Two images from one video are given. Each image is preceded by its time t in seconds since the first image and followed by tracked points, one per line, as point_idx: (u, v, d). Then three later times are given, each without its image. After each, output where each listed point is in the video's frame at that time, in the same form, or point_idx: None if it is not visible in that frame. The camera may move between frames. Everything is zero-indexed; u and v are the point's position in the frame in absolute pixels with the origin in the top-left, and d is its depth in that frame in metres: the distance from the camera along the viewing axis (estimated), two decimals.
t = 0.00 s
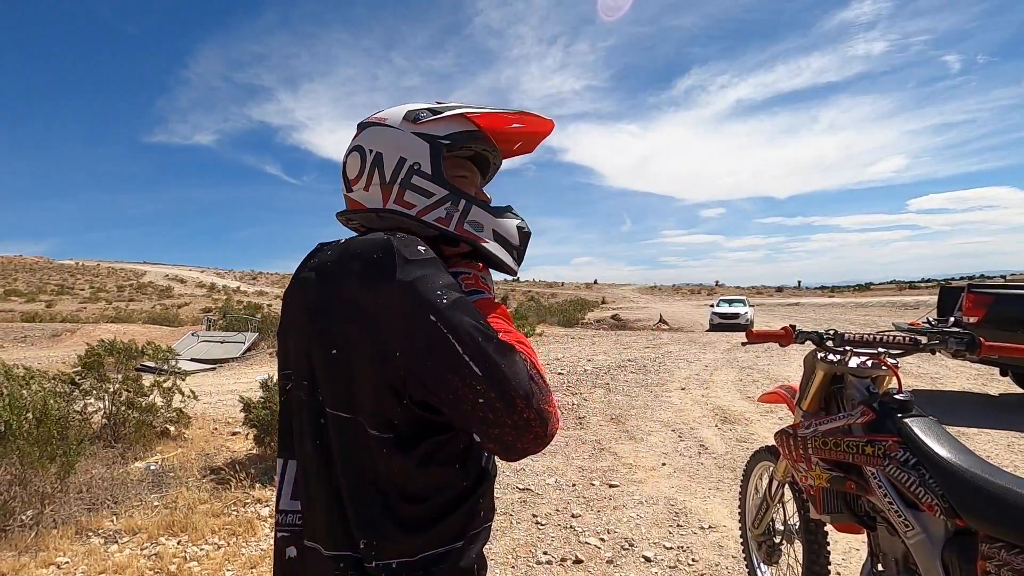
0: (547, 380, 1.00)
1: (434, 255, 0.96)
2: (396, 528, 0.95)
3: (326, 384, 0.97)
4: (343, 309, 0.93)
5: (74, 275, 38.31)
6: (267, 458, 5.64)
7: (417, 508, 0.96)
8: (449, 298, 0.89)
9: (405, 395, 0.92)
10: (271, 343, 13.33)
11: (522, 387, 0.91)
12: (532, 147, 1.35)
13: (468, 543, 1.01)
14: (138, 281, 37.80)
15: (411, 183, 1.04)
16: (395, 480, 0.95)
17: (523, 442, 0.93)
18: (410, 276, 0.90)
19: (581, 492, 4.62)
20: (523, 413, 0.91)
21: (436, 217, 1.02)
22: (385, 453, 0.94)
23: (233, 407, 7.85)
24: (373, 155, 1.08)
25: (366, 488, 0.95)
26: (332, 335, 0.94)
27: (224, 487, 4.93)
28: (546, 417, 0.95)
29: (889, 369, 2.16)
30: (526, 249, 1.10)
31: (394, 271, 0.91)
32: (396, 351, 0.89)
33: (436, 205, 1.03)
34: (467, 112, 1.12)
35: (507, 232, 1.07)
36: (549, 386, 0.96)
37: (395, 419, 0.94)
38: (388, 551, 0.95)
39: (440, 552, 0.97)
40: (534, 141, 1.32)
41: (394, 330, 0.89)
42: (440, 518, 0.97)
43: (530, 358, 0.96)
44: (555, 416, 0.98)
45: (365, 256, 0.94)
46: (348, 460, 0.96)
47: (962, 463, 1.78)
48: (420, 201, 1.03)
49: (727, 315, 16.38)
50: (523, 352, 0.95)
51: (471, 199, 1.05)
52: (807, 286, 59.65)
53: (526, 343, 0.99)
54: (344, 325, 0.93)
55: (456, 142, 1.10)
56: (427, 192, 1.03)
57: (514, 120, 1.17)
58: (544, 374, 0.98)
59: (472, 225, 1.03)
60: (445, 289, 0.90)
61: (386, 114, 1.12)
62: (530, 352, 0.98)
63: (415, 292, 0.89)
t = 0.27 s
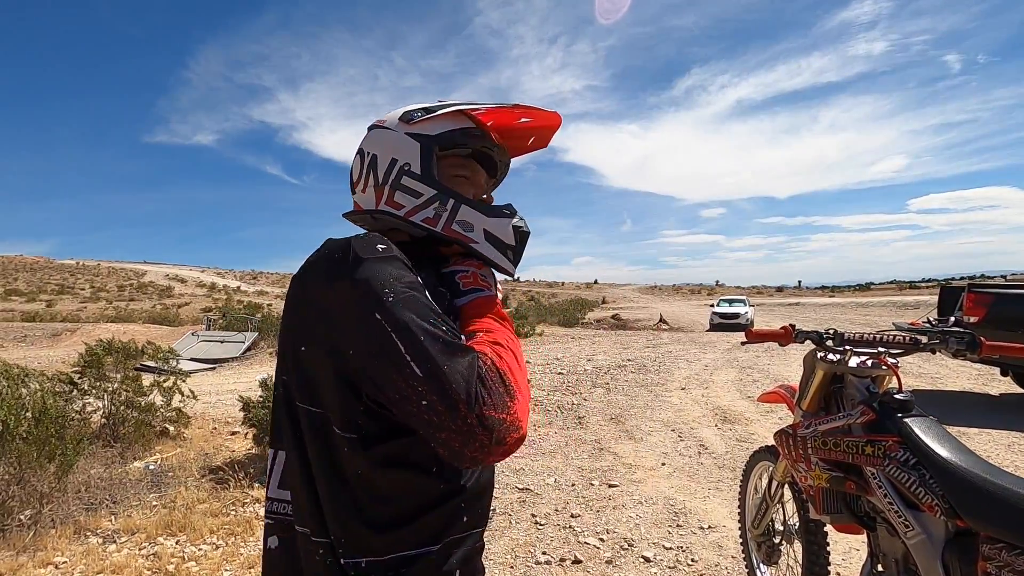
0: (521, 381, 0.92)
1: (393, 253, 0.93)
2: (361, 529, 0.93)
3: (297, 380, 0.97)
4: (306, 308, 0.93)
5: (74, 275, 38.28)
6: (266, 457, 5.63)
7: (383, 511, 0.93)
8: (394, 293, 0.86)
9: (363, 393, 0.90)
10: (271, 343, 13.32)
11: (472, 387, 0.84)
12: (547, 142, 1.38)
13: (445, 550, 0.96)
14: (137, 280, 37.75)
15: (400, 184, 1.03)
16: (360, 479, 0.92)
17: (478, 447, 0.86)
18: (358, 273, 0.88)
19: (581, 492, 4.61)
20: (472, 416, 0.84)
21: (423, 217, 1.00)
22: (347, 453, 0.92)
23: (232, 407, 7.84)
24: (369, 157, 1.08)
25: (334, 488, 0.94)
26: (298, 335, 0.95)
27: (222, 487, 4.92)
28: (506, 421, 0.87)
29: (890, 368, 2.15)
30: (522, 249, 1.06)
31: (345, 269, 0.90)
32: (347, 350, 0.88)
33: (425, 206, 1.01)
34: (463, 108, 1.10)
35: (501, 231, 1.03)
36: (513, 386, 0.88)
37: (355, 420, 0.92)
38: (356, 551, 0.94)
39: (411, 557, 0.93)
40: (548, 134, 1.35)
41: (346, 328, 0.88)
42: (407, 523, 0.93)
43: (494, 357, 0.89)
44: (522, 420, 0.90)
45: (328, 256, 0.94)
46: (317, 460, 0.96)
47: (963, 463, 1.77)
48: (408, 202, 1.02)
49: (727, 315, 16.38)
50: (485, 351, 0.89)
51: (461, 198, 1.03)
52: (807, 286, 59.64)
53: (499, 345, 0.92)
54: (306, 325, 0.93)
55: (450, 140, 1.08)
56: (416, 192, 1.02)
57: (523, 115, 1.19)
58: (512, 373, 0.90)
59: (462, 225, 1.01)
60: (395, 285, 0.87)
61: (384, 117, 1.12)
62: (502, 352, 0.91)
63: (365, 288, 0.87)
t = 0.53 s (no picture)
0: (498, 386, 0.86)
1: (362, 250, 0.91)
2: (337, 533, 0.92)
3: (284, 379, 1.00)
4: (289, 312, 0.96)
5: (73, 274, 38.23)
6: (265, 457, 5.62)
7: (359, 516, 0.91)
8: (354, 293, 0.84)
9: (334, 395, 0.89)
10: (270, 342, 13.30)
11: (428, 390, 0.79)
12: (563, 125, 1.36)
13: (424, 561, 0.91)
14: (137, 280, 37.71)
15: (390, 179, 1.02)
16: (335, 482, 0.92)
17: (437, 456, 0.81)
18: (323, 274, 0.88)
19: (580, 491, 4.60)
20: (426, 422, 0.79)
21: (410, 213, 0.99)
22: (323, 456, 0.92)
23: (231, 407, 7.82)
24: (367, 152, 1.09)
25: (315, 490, 0.95)
26: (284, 338, 0.97)
27: (221, 487, 4.91)
28: (471, 429, 0.81)
29: (889, 367, 2.13)
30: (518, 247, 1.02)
31: (313, 271, 0.90)
32: (317, 352, 0.88)
33: (413, 201, 0.99)
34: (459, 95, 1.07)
35: (493, 227, 0.99)
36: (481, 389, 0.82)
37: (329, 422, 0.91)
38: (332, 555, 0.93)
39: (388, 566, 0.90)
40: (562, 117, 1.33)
41: (316, 330, 0.88)
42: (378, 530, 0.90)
43: (463, 359, 0.83)
44: (493, 429, 0.84)
45: (306, 258, 0.95)
46: (300, 461, 0.97)
47: (962, 463, 1.76)
48: (396, 197, 1.01)
49: (726, 314, 16.37)
50: (453, 353, 0.83)
51: (451, 193, 1.00)
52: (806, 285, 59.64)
53: (477, 347, 0.85)
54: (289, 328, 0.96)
55: (442, 130, 1.05)
56: (404, 187, 1.00)
57: (531, 98, 1.18)
58: (484, 376, 0.84)
59: (449, 222, 0.98)
60: (358, 285, 0.86)
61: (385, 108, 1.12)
62: (476, 353, 0.85)
63: (330, 288, 0.87)
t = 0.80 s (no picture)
0: (493, 406, 0.81)
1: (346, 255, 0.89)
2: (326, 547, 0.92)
3: (277, 386, 0.99)
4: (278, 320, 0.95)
5: (72, 274, 38.17)
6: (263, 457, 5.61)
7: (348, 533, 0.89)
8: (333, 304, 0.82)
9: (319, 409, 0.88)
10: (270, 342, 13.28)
11: (409, 413, 0.76)
12: (575, 101, 1.35)
13: None
14: (136, 279, 37.66)
15: (382, 176, 1.02)
16: (324, 496, 0.91)
17: (420, 486, 0.77)
18: (303, 283, 0.86)
19: (578, 491, 4.60)
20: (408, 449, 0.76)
21: (404, 213, 0.98)
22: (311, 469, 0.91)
23: (230, 406, 7.81)
24: (360, 144, 1.09)
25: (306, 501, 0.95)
26: (274, 347, 0.97)
27: (219, 486, 4.90)
28: (458, 459, 0.77)
29: (886, 367, 2.13)
30: (523, 247, 1.01)
31: (294, 281, 0.88)
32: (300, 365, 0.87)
33: (407, 201, 0.99)
34: (453, 77, 1.04)
35: (496, 229, 0.99)
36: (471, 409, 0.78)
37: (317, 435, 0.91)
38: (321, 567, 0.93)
39: None
40: (575, 92, 1.32)
41: (299, 342, 0.87)
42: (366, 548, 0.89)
43: (451, 377, 0.79)
44: (484, 455, 0.79)
45: (291, 262, 0.94)
46: (293, 472, 0.97)
47: (960, 463, 1.76)
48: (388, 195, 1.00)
49: (726, 314, 16.37)
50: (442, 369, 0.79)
51: (446, 190, 0.99)
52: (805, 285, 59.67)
53: (472, 363, 0.82)
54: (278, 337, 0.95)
55: (436, 118, 1.02)
56: (397, 185, 1.00)
57: (537, 72, 1.19)
58: (475, 394, 0.79)
59: (445, 222, 0.97)
60: (340, 295, 0.84)
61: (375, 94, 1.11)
62: (470, 370, 0.81)
63: (311, 300, 0.85)
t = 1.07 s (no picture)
0: (515, 423, 0.81)
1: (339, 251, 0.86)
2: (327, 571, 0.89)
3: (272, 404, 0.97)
4: (269, 334, 0.92)
5: (70, 273, 38.09)
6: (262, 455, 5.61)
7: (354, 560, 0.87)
8: (328, 314, 0.80)
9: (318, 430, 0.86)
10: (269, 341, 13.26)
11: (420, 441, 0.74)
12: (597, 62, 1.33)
13: None
14: (134, 278, 37.59)
15: (378, 167, 1.02)
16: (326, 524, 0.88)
17: (437, 523, 0.75)
18: (294, 295, 0.84)
19: (577, 490, 4.60)
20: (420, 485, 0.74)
21: (407, 209, 0.98)
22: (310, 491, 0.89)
23: (229, 405, 7.81)
24: (352, 129, 1.09)
25: (307, 525, 0.92)
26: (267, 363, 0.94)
27: (218, 485, 4.90)
28: (482, 493, 0.76)
29: (884, 366, 2.14)
30: (544, 242, 1.00)
31: (284, 292, 0.85)
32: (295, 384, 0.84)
33: (408, 194, 0.98)
34: (452, 46, 1.02)
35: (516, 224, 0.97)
36: (495, 438, 0.77)
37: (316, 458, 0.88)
38: None
39: None
40: (595, 55, 1.30)
41: (293, 360, 0.84)
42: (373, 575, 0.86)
43: (468, 403, 0.78)
44: (510, 484, 0.78)
45: (280, 266, 0.91)
46: (291, 494, 0.94)
47: (959, 461, 1.76)
48: (387, 188, 1.01)
49: (725, 313, 16.37)
50: (459, 390, 0.79)
51: (449, 180, 0.98)
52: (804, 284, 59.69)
53: (494, 379, 0.81)
54: (270, 353, 0.92)
55: (433, 96, 1.01)
56: (396, 176, 1.00)
57: (551, 33, 1.17)
58: (501, 419, 0.79)
59: (453, 217, 0.97)
60: (335, 307, 0.81)
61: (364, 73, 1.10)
62: (491, 387, 0.81)
63: (304, 314, 0.82)
